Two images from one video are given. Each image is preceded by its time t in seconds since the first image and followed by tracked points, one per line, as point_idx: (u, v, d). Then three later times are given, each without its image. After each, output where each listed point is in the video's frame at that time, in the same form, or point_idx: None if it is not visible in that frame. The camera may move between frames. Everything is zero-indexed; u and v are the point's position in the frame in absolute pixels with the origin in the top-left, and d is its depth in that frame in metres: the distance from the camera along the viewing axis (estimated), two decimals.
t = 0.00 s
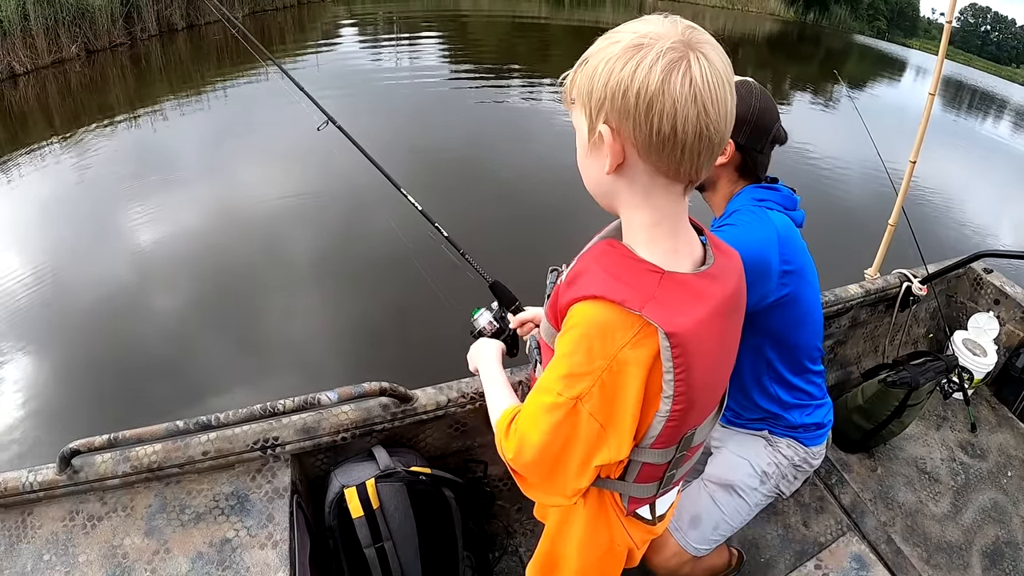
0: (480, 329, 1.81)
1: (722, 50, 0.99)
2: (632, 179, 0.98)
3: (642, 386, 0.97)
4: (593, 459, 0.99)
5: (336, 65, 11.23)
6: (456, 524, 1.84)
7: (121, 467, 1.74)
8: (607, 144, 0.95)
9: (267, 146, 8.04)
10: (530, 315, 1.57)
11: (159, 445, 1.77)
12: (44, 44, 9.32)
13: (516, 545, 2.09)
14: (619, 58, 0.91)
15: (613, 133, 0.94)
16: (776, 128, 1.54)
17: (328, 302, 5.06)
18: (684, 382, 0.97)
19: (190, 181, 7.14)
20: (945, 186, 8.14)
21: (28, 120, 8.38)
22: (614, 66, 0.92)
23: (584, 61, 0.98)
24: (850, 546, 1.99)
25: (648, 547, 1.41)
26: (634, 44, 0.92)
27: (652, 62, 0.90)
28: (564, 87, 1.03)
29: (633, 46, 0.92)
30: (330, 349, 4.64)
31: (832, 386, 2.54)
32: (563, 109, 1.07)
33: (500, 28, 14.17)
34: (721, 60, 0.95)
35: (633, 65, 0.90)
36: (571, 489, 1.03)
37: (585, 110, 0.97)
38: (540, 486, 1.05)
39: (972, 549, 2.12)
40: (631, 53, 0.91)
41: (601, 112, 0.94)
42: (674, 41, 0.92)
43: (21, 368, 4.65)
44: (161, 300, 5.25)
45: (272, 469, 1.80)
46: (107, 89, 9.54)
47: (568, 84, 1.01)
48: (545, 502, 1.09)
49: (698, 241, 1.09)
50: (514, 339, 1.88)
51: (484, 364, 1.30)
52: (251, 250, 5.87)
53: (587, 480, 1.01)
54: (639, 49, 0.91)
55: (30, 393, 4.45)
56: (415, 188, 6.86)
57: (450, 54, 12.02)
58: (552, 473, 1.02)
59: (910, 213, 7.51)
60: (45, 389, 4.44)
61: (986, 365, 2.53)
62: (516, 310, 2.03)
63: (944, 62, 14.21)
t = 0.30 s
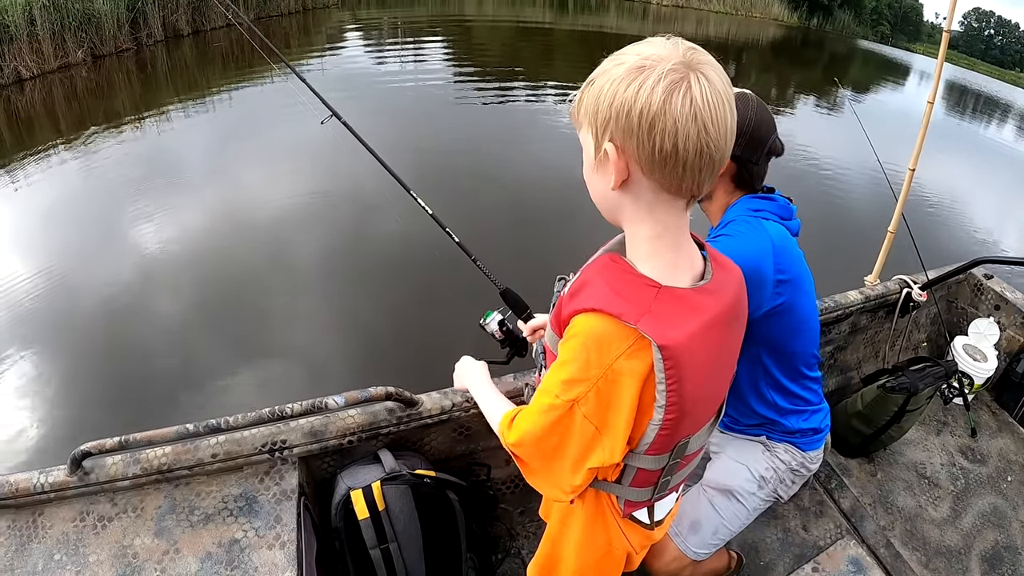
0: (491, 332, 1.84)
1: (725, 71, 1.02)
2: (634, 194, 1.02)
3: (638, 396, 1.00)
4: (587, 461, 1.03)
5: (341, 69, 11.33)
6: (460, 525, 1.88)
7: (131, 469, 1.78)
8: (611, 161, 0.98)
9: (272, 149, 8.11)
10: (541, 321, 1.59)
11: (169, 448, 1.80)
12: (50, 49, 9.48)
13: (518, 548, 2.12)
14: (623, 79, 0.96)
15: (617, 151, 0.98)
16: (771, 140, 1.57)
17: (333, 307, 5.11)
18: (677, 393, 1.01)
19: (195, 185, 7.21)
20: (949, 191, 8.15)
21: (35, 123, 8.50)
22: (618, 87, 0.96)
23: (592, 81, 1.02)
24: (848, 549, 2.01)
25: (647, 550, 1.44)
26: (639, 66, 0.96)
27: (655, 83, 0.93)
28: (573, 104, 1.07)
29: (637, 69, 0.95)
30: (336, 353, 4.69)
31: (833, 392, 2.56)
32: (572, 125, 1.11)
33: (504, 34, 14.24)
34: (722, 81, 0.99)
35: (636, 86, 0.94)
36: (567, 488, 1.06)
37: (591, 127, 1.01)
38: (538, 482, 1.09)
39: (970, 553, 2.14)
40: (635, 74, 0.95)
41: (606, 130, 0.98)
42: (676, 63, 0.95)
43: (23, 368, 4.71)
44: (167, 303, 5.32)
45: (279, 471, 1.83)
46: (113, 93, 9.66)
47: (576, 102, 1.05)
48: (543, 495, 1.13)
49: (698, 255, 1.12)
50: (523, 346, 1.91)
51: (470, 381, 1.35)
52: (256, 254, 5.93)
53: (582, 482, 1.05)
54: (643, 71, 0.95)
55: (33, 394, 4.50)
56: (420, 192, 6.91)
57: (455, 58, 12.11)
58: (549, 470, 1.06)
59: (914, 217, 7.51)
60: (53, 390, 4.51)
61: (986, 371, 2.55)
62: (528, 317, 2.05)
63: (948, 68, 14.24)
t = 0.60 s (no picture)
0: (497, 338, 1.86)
1: (720, 90, 1.06)
2: (630, 209, 1.05)
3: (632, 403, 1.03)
4: (585, 466, 1.06)
5: (345, 74, 11.41)
6: (461, 527, 1.91)
7: (139, 470, 1.82)
8: (608, 176, 1.02)
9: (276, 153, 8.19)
10: (543, 328, 1.61)
11: (175, 449, 1.84)
12: (56, 53, 9.65)
13: (518, 551, 2.15)
14: (620, 99, 0.99)
15: (614, 167, 1.01)
16: (764, 152, 1.61)
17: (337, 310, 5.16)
18: (669, 401, 1.04)
19: (199, 188, 7.28)
20: (952, 197, 8.15)
21: (41, 126, 8.63)
22: (616, 106, 0.99)
23: (591, 99, 1.05)
24: (843, 553, 2.02)
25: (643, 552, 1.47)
26: (635, 85, 0.99)
27: (650, 103, 0.97)
28: (573, 120, 1.11)
29: (633, 88, 0.99)
30: (340, 356, 4.75)
31: (832, 398, 2.59)
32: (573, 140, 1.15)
33: (508, 40, 14.32)
34: (716, 101, 1.02)
35: (632, 105, 0.97)
36: (566, 495, 1.09)
37: (590, 143, 1.05)
38: (537, 489, 1.12)
39: (968, 558, 2.16)
40: (632, 94, 0.98)
41: (603, 147, 1.01)
42: (671, 83, 0.99)
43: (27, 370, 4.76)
44: (172, 305, 5.38)
45: (284, 473, 1.87)
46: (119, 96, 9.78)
47: (577, 118, 1.09)
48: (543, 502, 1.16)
49: (693, 267, 1.15)
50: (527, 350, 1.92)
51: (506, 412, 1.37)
52: (260, 257, 6.00)
53: (579, 486, 1.08)
54: (639, 91, 0.98)
55: (36, 396, 4.55)
56: (423, 196, 6.96)
57: (458, 64, 12.20)
58: (548, 477, 1.09)
59: (916, 223, 7.52)
60: (59, 390, 4.56)
61: (984, 377, 2.56)
62: (534, 322, 2.07)
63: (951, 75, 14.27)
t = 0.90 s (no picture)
0: (502, 340, 1.88)
1: (724, 100, 1.08)
2: (637, 217, 1.07)
3: (640, 408, 1.05)
4: (594, 471, 1.07)
5: (349, 79, 11.47)
6: (464, 530, 1.93)
7: (145, 471, 1.84)
8: (615, 185, 1.04)
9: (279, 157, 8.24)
10: (547, 332, 1.63)
11: (182, 451, 1.87)
12: (60, 56, 9.72)
13: (522, 554, 2.17)
14: (629, 108, 1.01)
15: (621, 175, 1.03)
16: (765, 158, 1.62)
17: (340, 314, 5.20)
18: (677, 405, 1.05)
19: (202, 192, 7.33)
20: (954, 202, 8.16)
21: (45, 130, 8.69)
22: (624, 116, 1.01)
23: (599, 108, 1.08)
24: (844, 557, 1.99)
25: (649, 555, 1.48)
26: (643, 96, 1.01)
27: (656, 113, 0.99)
28: (582, 129, 1.13)
29: (641, 99, 1.01)
30: (343, 359, 4.77)
31: (833, 403, 2.59)
32: (580, 148, 1.17)
33: (511, 45, 14.37)
34: (721, 111, 1.04)
35: (639, 115, 1.00)
36: (575, 499, 1.11)
37: (598, 152, 1.07)
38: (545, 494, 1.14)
39: (969, 563, 2.17)
40: (639, 104, 1.01)
41: (611, 156, 1.03)
42: (678, 93, 1.01)
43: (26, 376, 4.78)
44: (176, 308, 5.41)
45: (289, 475, 1.89)
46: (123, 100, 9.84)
47: (585, 128, 1.11)
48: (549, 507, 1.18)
49: (698, 273, 1.17)
50: (530, 351, 1.95)
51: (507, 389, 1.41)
52: (263, 261, 6.03)
53: (589, 491, 1.09)
54: (647, 100, 1.01)
55: (36, 398, 4.57)
56: (426, 201, 6.99)
57: (461, 70, 12.25)
58: (556, 483, 1.11)
59: (918, 229, 7.53)
60: (63, 391, 4.60)
61: (986, 383, 2.56)
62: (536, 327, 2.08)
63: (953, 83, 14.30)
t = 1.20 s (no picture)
0: (508, 343, 1.90)
1: (731, 109, 1.10)
2: (646, 223, 1.08)
3: (647, 411, 1.06)
4: (601, 472, 1.09)
5: (352, 83, 11.51)
6: (470, 533, 1.94)
7: (152, 473, 1.85)
8: (624, 191, 1.06)
9: (282, 161, 8.27)
10: (555, 337, 1.65)
11: (189, 453, 1.88)
12: (65, 59, 9.77)
13: (526, 558, 2.18)
14: (638, 116, 1.03)
15: (630, 182, 1.05)
16: (769, 164, 1.64)
17: (343, 318, 5.22)
18: (684, 407, 1.07)
19: (205, 194, 7.36)
20: (955, 209, 8.18)
21: (49, 132, 8.73)
22: (633, 123, 1.03)
23: (610, 116, 1.10)
24: (847, 560, 2.07)
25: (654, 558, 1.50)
26: (652, 104, 1.03)
27: (665, 120, 1.01)
28: (592, 137, 1.15)
29: (650, 107, 1.03)
30: (346, 363, 4.79)
31: (836, 409, 2.60)
32: (591, 156, 1.19)
33: (514, 51, 14.43)
34: (728, 119, 1.07)
35: (649, 123, 1.02)
36: (581, 498, 1.13)
37: (607, 159, 1.09)
38: (551, 493, 1.15)
39: (971, 568, 2.17)
40: (648, 112, 1.03)
41: (620, 162, 1.05)
42: (686, 102, 1.03)
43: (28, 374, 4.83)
44: (179, 311, 5.43)
45: (296, 478, 1.90)
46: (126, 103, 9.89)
47: (596, 135, 1.13)
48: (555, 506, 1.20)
49: (705, 279, 1.18)
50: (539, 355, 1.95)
51: (500, 379, 1.41)
52: (267, 265, 6.06)
53: (594, 491, 1.11)
54: (655, 108, 1.03)
55: (38, 399, 4.59)
56: (429, 205, 7.02)
57: (464, 75, 12.30)
58: (563, 482, 1.12)
59: (920, 235, 7.54)
60: (66, 394, 4.61)
61: (987, 389, 2.55)
62: (544, 332, 2.10)
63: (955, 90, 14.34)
